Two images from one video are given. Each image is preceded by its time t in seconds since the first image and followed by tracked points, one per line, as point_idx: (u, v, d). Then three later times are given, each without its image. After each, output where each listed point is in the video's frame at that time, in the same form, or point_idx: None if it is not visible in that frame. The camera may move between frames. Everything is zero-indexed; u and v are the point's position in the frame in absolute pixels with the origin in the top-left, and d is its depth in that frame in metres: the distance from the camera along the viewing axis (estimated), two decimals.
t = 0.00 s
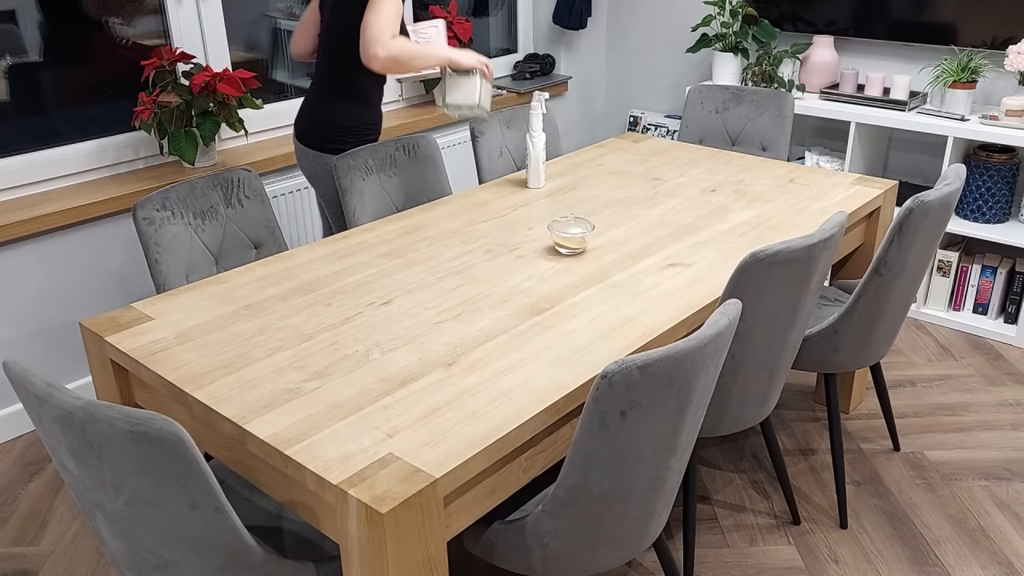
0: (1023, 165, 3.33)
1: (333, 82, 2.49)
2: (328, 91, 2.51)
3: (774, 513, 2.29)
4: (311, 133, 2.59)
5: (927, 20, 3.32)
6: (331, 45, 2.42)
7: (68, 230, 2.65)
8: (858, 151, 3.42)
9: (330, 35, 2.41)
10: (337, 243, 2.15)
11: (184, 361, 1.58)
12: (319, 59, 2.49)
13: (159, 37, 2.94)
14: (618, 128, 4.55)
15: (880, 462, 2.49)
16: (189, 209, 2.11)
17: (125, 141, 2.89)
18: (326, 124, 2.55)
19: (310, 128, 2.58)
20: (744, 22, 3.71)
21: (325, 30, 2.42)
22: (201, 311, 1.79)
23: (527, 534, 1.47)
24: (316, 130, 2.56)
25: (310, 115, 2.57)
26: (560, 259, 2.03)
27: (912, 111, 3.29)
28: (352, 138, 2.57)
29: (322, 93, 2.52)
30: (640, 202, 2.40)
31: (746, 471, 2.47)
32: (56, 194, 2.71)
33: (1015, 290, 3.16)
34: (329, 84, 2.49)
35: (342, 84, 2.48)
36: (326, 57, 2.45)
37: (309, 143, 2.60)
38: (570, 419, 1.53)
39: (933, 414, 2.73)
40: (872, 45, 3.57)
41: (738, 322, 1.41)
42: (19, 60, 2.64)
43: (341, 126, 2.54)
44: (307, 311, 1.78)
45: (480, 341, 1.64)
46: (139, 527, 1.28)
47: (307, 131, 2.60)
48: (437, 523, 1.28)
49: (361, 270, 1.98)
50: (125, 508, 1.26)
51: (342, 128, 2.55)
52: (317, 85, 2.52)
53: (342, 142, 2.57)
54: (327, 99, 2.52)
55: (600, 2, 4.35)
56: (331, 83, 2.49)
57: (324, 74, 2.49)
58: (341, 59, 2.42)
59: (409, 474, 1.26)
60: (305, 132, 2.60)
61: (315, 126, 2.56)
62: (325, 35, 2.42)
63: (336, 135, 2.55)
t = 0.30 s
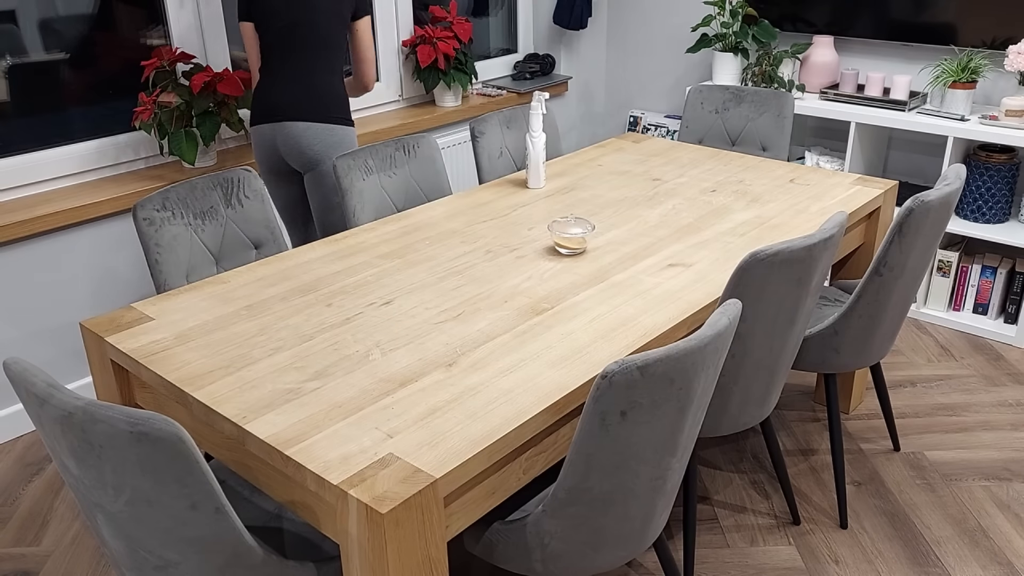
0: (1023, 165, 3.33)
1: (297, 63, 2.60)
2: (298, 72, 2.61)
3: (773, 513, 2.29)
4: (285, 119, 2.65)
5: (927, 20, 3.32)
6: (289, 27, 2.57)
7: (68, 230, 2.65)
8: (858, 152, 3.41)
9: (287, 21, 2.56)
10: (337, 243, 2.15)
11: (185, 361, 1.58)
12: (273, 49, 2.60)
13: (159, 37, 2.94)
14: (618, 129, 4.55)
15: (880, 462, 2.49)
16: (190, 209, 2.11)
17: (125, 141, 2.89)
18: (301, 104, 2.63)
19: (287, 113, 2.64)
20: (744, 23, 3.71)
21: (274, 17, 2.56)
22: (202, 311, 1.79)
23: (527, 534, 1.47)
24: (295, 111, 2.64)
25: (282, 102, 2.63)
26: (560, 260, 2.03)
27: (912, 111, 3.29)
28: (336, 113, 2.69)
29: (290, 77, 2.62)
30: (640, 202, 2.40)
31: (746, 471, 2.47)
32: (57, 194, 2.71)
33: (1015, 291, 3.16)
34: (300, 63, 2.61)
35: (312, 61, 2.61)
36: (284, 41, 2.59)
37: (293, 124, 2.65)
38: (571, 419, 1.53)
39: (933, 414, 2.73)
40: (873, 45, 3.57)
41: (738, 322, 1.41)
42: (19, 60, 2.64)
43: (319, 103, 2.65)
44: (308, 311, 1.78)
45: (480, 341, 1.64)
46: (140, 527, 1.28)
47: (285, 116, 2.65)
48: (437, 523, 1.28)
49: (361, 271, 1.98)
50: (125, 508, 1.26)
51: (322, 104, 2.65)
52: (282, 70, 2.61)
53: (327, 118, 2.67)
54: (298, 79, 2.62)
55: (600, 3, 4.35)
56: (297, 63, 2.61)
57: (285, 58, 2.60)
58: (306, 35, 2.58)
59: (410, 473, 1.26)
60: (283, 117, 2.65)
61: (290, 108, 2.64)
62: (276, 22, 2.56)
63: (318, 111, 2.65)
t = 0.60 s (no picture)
0: None
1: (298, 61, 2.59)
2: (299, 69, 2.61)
3: (773, 513, 2.29)
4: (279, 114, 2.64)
5: (927, 20, 3.32)
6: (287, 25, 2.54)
7: (68, 230, 2.65)
8: (858, 151, 3.41)
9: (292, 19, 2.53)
10: (337, 243, 2.15)
11: (185, 361, 1.58)
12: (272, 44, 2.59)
13: (159, 37, 2.94)
14: (618, 129, 4.55)
15: (880, 462, 2.49)
16: (190, 209, 2.11)
17: (125, 141, 2.89)
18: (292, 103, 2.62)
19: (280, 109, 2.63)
20: (744, 23, 3.71)
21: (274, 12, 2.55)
22: (202, 311, 1.79)
23: (527, 534, 1.47)
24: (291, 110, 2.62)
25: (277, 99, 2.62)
26: (560, 260, 2.03)
27: (912, 111, 3.29)
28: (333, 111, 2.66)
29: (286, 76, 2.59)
30: (640, 202, 2.40)
31: (746, 471, 2.47)
32: (57, 194, 2.71)
33: (1015, 291, 3.16)
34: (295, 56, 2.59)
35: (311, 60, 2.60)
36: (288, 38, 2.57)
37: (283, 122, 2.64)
38: (571, 419, 1.53)
39: (933, 414, 2.73)
40: (873, 45, 3.57)
41: (738, 322, 1.41)
42: (19, 60, 2.64)
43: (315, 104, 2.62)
44: (307, 311, 1.78)
45: (480, 341, 1.64)
46: (140, 527, 1.28)
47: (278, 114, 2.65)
48: (437, 523, 1.28)
49: (361, 270, 1.98)
50: (126, 508, 1.26)
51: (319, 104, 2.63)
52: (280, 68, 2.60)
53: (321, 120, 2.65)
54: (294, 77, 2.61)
55: (600, 3, 4.35)
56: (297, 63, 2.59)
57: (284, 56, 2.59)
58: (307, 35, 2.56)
59: (410, 473, 1.26)
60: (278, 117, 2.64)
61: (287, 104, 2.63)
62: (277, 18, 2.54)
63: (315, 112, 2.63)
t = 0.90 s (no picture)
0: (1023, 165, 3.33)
1: (326, 100, 2.42)
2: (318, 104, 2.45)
3: (774, 514, 2.29)
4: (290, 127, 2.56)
5: (927, 20, 3.32)
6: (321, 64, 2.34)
7: (67, 230, 2.65)
8: (858, 151, 3.41)
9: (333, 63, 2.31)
10: (337, 244, 2.15)
11: (184, 361, 1.58)
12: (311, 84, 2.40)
13: (159, 37, 2.93)
14: (618, 129, 4.55)
15: (880, 463, 2.49)
16: (190, 209, 2.11)
17: (125, 141, 2.89)
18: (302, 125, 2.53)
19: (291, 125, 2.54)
20: (744, 23, 3.71)
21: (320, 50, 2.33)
22: (202, 311, 1.79)
23: (528, 534, 1.47)
24: (297, 134, 2.52)
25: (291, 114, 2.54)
26: (560, 260, 2.03)
27: (912, 111, 3.28)
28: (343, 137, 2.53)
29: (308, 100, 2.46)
30: (640, 202, 2.40)
31: (746, 471, 2.47)
32: (57, 194, 2.71)
33: (1015, 291, 3.16)
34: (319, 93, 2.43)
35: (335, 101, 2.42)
36: (321, 78, 2.37)
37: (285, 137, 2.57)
38: (570, 418, 1.53)
39: (933, 414, 2.73)
40: (873, 45, 3.57)
41: (738, 322, 1.41)
42: (18, 60, 2.64)
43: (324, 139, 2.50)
44: (307, 311, 1.78)
45: (480, 341, 1.64)
46: (139, 527, 1.28)
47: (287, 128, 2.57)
48: (437, 523, 1.28)
49: (361, 271, 1.98)
50: (125, 508, 1.26)
51: (329, 137, 2.51)
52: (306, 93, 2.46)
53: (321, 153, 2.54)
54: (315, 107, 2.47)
55: (600, 3, 4.35)
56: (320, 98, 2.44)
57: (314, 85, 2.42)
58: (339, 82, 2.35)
59: (410, 473, 1.26)
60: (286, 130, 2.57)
61: (298, 127, 2.52)
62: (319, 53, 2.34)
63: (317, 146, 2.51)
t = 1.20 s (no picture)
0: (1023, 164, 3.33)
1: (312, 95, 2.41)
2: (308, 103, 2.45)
3: (773, 513, 2.29)
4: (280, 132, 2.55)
5: (926, 20, 3.33)
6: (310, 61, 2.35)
7: (67, 230, 2.65)
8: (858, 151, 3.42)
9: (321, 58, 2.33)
10: (337, 244, 2.15)
11: (184, 361, 1.58)
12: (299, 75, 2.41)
13: (159, 37, 2.93)
14: (618, 128, 4.55)
15: (880, 462, 2.49)
16: (190, 209, 2.12)
17: (125, 141, 2.89)
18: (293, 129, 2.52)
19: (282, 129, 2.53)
20: (744, 23, 3.71)
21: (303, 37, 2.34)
22: (202, 311, 1.79)
23: (528, 534, 1.47)
24: (285, 134, 2.50)
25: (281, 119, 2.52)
26: (560, 260, 2.03)
27: (912, 111, 3.29)
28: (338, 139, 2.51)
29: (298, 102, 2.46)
30: (640, 202, 2.40)
31: (746, 471, 2.47)
32: (57, 194, 2.71)
33: (1015, 291, 3.16)
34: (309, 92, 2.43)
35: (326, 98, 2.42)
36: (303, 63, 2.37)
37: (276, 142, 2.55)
38: (570, 418, 1.53)
39: (933, 414, 2.73)
40: (872, 45, 3.57)
41: (738, 322, 1.41)
42: (18, 60, 2.64)
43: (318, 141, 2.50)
44: (307, 311, 1.78)
45: (480, 341, 1.64)
46: (139, 527, 1.28)
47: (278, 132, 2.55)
48: (437, 523, 1.28)
49: (361, 271, 1.98)
50: (125, 508, 1.26)
51: (313, 137, 2.47)
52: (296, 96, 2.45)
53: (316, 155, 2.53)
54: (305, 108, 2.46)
55: (600, 3, 4.35)
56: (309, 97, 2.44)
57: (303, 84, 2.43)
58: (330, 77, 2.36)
59: (410, 473, 1.26)
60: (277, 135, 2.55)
61: (287, 129, 2.50)
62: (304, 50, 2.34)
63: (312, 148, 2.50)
